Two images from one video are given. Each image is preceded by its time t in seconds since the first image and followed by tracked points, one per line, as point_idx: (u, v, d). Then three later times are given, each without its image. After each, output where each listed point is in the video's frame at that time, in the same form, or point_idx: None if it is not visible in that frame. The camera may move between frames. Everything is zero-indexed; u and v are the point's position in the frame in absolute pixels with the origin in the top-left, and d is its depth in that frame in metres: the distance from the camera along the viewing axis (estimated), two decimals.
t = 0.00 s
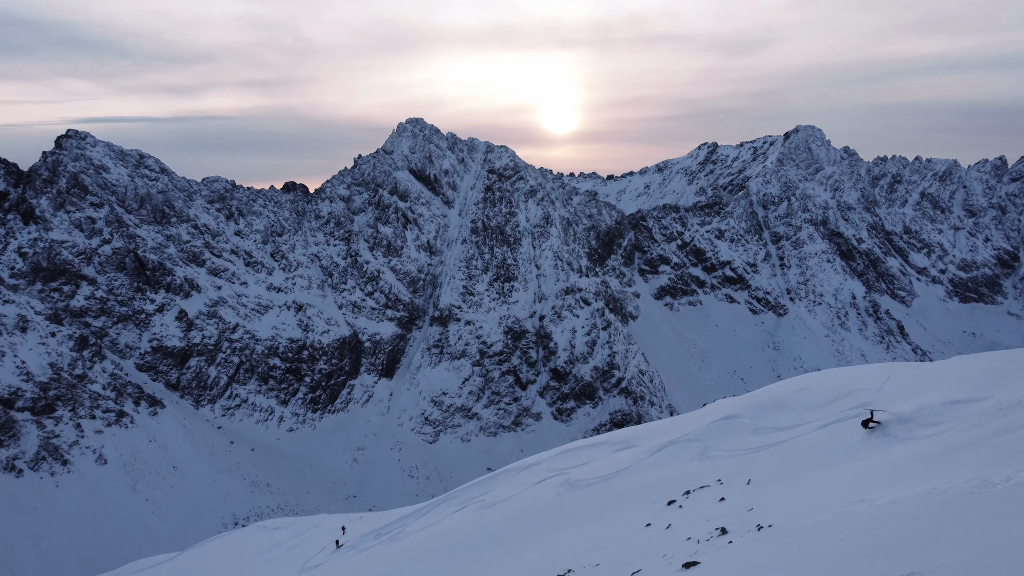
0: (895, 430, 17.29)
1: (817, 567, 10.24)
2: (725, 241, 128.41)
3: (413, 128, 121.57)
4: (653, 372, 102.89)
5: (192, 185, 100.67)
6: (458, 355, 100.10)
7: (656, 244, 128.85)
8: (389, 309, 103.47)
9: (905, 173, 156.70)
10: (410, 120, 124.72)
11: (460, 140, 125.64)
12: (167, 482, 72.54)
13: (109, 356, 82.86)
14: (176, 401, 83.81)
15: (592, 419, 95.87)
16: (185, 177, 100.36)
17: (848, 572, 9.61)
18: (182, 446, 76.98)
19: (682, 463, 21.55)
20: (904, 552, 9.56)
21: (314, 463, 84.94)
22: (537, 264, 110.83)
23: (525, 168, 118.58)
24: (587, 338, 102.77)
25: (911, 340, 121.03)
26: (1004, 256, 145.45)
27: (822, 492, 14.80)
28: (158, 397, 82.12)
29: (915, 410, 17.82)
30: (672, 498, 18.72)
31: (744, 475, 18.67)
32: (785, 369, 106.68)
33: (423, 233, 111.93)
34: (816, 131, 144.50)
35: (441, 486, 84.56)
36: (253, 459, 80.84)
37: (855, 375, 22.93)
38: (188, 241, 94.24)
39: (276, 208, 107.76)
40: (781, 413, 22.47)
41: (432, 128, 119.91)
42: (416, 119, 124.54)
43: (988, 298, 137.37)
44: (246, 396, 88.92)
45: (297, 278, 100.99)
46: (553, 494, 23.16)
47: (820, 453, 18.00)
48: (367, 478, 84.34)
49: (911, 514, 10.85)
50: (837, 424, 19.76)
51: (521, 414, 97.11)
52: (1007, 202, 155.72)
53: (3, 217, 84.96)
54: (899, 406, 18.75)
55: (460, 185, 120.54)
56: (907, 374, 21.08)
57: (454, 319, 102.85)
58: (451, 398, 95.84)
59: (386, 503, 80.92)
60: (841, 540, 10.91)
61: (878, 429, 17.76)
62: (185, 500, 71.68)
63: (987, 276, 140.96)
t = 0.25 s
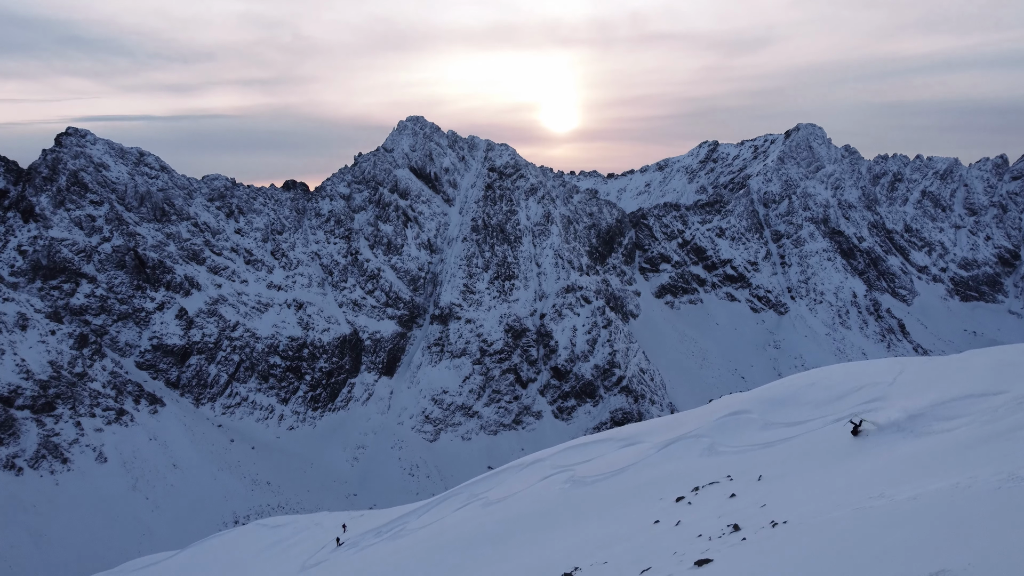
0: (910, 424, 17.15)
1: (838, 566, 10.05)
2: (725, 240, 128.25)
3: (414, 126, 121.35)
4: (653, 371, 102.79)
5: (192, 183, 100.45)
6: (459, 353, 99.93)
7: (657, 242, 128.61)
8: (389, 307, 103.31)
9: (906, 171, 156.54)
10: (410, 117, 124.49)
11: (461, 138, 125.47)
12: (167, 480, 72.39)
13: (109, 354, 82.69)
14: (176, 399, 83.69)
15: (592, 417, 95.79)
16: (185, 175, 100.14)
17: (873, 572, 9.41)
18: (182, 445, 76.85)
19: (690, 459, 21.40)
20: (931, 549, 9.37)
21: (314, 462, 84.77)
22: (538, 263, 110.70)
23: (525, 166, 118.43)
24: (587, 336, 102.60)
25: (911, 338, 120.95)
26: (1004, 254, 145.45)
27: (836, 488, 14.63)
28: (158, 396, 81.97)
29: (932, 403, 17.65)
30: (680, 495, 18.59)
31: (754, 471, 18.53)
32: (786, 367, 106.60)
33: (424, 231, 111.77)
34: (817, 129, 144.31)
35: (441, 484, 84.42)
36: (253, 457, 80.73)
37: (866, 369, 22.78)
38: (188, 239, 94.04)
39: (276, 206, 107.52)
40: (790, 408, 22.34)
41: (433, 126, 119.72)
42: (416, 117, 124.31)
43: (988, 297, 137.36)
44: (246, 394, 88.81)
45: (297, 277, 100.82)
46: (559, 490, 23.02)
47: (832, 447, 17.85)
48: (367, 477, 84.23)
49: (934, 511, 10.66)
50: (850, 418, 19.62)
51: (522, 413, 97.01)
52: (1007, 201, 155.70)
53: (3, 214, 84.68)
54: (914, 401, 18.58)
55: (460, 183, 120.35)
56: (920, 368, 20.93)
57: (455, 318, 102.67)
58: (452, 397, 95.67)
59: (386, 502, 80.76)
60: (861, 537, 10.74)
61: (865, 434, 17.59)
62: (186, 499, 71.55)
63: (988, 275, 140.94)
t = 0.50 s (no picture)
0: (925, 419, 16.97)
1: (859, 567, 9.82)
2: (726, 238, 128.03)
3: (414, 124, 121.13)
4: (654, 369, 102.61)
5: (192, 181, 100.27)
6: (460, 351, 99.78)
7: (658, 241, 128.41)
8: (390, 305, 103.13)
9: (907, 169, 156.25)
10: (411, 115, 124.28)
11: (461, 136, 125.26)
12: (168, 478, 72.23)
13: (109, 352, 82.56)
14: (176, 397, 83.55)
15: (593, 416, 95.68)
16: (185, 173, 99.98)
17: (898, 572, 9.23)
18: (182, 443, 76.71)
19: (697, 455, 21.22)
20: (958, 551, 9.16)
21: (315, 460, 84.66)
22: (539, 261, 110.52)
23: (526, 165, 118.23)
24: (588, 334, 102.41)
25: (913, 337, 120.76)
26: (1006, 253, 145.26)
27: (849, 485, 14.45)
28: (158, 394, 81.82)
29: (947, 397, 17.46)
30: (688, 492, 18.41)
31: (763, 467, 18.35)
32: (787, 365, 106.44)
33: (424, 229, 111.60)
34: (818, 127, 144.06)
35: (442, 482, 84.24)
36: (253, 456, 80.60)
37: (880, 363, 22.57)
38: (188, 237, 93.89)
39: (276, 204, 107.31)
40: (798, 404, 22.16)
41: (433, 124, 119.50)
42: (417, 115, 124.11)
43: (989, 295, 137.18)
44: (247, 392, 88.69)
45: (297, 275, 100.64)
46: (563, 487, 22.83)
47: (844, 442, 17.66)
48: (368, 475, 84.07)
49: (958, 507, 10.45)
50: (861, 413, 19.44)
51: (523, 411, 96.86)
52: (1009, 199, 155.47)
53: (3, 212, 84.45)
54: (931, 393, 18.38)
55: (461, 181, 120.15)
56: (935, 361, 20.73)
57: (456, 316, 102.51)
58: (453, 395, 95.48)
59: (387, 500, 80.66)
60: (880, 536, 10.54)
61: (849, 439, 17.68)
62: (186, 497, 71.42)
63: (989, 274, 140.70)
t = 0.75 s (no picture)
0: (939, 415, 16.79)
1: (881, 569, 9.65)
2: (727, 237, 127.78)
3: (415, 123, 120.92)
4: (655, 368, 102.44)
5: (192, 180, 100.05)
6: (460, 350, 99.61)
7: (658, 240, 128.21)
8: (390, 304, 102.94)
9: (908, 168, 155.99)
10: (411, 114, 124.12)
11: (462, 135, 125.10)
12: (167, 477, 72.05)
13: (109, 351, 82.39)
14: (176, 396, 83.37)
15: (593, 415, 95.49)
16: (185, 172, 99.78)
17: (924, 574, 9.05)
18: (182, 442, 76.53)
19: (703, 453, 21.05)
20: (986, 552, 9.00)
21: (315, 459, 84.52)
22: (539, 260, 110.31)
23: (526, 163, 118.04)
24: (589, 333, 102.24)
25: (914, 336, 120.56)
26: (1007, 252, 145.08)
27: (862, 483, 14.26)
28: (158, 392, 81.62)
29: (960, 394, 17.29)
30: (694, 490, 18.25)
31: (772, 465, 18.17)
32: (788, 364, 106.27)
33: (425, 228, 111.43)
34: (819, 126, 143.83)
35: (442, 482, 84.06)
36: (253, 454, 80.41)
37: (888, 360, 22.44)
38: (188, 236, 93.72)
39: (276, 202, 107.07)
40: (806, 401, 22.01)
41: (434, 123, 119.28)
42: (417, 113, 123.93)
43: (990, 295, 137.00)
44: (247, 391, 88.51)
45: (298, 274, 100.43)
46: (567, 485, 22.65)
47: (855, 439, 17.48)
48: (368, 475, 83.88)
49: (982, 506, 10.29)
50: (871, 410, 19.29)
51: (523, 410, 96.70)
52: (1010, 198, 155.25)
53: (3, 210, 84.25)
54: (943, 389, 18.25)
55: (461, 180, 119.96)
56: (945, 358, 20.59)
57: (456, 315, 102.34)
58: (453, 394, 95.28)
59: (387, 499, 80.49)
60: (898, 538, 10.36)
61: (843, 443, 17.61)
62: (186, 496, 71.25)
63: (990, 273, 140.49)
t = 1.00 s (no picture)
0: (953, 412, 16.60)
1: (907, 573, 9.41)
2: (728, 235, 127.54)
3: (415, 121, 120.67)
4: (656, 367, 102.25)
5: (191, 178, 99.83)
6: (460, 349, 99.43)
7: (659, 238, 128.03)
8: (390, 303, 102.77)
9: (909, 167, 155.77)
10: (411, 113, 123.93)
11: (462, 133, 124.90)
12: (167, 476, 71.84)
13: (109, 350, 82.22)
14: (175, 395, 83.17)
15: (593, 414, 95.27)
16: (184, 170, 99.56)
17: None
18: (182, 441, 76.31)
19: (709, 451, 20.85)
20: (1012, 558, 8.81)
21: (315, 458, 84.34)
22: (539, 258, 110.05)
23: (527, 162, 117.83)
24: (589, 332, 102.01)
25: (915, 335, 120.35)
26: (1008, 251, 144.92)
27: (875, 484, 14.05)
28: (157, 391, 81.38)
29: (975, 391, 17.09)
30: (701, 490, 18.06)
31: (780, 464, 17.97)
32: (789, 363, 106.07)
33: (425, 227, 111.27)
34: (819, 125, 143.59)
35: (442, 481, 83.87)
36: (253, 453, 80.19)
37: (898, 358, 22.21)
38: (188, 234, 93.55)
39: (276, 201, 106.83)
40: (813, 398, 21.81)
41: (434, 121, 119.05)
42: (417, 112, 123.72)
43: (991, 294, 136.83)
44: (247, 390, 88.30)
45: (298, 272, 100.21)
46: (570, 484, 22.45)
47: (866, 437, 17.30)
48: (368, 474, 83.69)
49: (1001, 510, 10.09)
50: (883, 407, 19.08)
51: (523, 409, 96.54)
52: (1011, 197, 155.05)
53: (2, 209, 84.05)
54: (956, 388, 18.03)
55: (461, 178, 119.75)
56: (957, 355, 20.38)
57: (456, 314, 102.17)
58: (453, 393, 95.08)
59: (387, 498, 80.32)
60: (916, 542, 10.16)
61: (836, 446, 17.49)
62: (186, 495, 71.03)
63: (991, 272, 140.31)
